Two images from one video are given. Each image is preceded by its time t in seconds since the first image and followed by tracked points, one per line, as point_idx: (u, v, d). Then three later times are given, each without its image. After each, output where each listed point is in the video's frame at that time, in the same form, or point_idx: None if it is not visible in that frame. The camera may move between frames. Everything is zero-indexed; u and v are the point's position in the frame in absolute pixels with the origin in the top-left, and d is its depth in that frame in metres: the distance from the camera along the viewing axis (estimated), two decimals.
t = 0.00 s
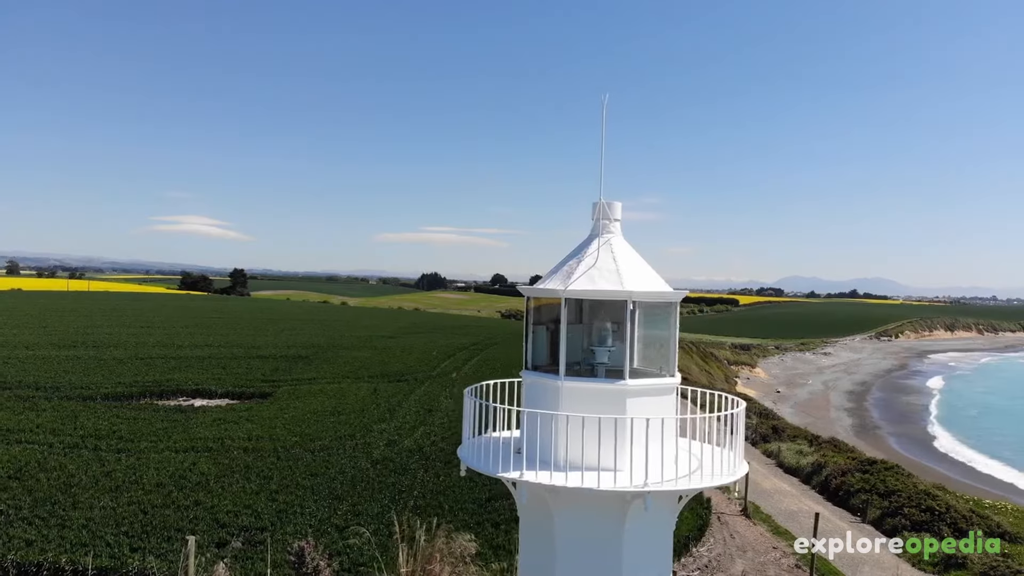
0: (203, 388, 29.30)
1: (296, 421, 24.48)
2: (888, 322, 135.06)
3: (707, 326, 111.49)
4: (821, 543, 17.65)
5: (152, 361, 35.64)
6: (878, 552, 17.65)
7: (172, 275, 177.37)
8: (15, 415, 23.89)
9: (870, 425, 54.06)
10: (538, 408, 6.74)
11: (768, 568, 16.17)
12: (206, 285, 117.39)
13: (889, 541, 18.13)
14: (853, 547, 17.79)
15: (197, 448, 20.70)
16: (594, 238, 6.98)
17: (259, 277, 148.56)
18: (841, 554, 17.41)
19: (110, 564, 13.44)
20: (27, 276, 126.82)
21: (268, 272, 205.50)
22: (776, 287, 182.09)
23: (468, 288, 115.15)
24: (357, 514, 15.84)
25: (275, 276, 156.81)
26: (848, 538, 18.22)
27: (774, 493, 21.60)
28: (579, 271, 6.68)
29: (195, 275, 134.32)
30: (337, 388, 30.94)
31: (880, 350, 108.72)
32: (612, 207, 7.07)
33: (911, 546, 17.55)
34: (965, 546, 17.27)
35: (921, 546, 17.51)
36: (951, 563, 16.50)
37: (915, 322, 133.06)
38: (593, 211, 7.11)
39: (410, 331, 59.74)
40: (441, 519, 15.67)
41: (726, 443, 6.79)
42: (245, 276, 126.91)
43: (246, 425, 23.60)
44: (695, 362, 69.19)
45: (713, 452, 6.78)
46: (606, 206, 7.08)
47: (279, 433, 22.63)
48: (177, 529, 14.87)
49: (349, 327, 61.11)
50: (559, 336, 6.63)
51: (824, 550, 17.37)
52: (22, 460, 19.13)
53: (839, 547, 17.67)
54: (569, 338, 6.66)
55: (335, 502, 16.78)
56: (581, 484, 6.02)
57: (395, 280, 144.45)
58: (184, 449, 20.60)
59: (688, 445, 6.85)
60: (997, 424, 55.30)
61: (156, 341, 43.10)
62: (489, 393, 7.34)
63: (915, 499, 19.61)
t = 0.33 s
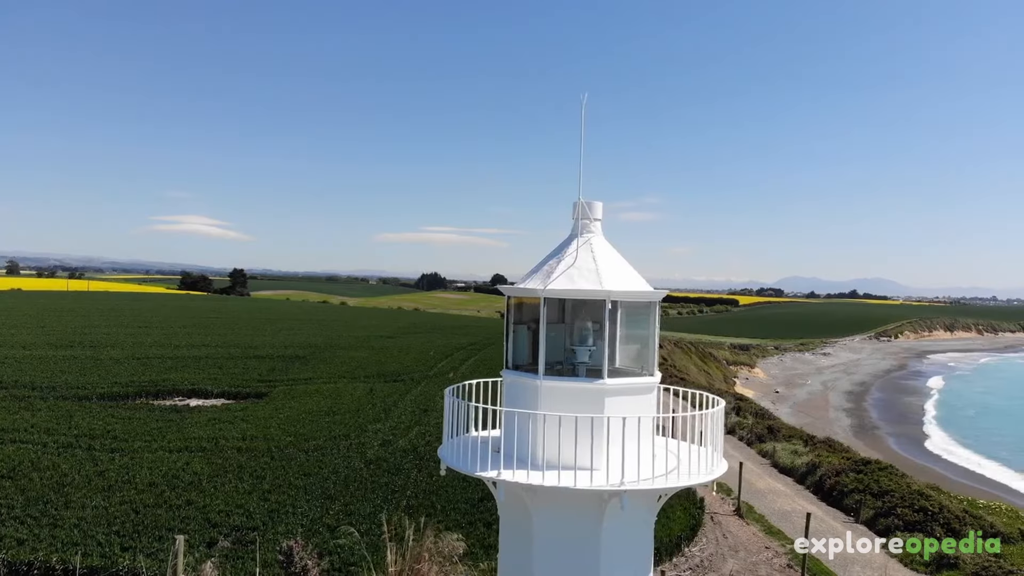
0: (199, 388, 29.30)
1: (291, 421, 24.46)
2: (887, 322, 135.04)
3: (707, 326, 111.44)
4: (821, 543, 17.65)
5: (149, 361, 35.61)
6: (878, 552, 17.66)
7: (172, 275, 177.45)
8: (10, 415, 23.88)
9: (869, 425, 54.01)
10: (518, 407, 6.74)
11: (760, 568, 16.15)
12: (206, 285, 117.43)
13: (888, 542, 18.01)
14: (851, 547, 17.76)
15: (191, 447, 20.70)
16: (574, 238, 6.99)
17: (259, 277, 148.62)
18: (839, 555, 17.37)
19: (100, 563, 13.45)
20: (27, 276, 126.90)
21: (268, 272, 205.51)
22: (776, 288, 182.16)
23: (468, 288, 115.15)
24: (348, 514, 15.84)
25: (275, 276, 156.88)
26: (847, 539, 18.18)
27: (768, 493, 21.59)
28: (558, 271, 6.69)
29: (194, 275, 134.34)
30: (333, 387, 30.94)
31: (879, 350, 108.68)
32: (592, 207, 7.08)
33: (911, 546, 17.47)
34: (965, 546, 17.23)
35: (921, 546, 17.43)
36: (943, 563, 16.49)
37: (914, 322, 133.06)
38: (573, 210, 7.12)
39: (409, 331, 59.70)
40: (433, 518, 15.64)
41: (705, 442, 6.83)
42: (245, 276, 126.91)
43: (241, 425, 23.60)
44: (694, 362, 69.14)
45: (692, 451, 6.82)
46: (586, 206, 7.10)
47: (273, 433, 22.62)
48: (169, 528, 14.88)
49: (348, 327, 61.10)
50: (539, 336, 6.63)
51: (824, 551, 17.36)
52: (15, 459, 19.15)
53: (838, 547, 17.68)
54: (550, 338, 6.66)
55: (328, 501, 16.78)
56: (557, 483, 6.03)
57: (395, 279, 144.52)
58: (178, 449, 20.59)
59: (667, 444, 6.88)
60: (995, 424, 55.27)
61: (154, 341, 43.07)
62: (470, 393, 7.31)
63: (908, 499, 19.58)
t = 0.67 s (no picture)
0: (195, 388, 29.27)
1: (285, 420, 24.45)
2: (887, 322, 135.05)
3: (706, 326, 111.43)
4: (822, 543, 17.67)
5: (146, 361, 35.57)
6: (878, 551, 17.66)
7: (172, 276, 177.34)
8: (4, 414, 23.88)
9: (867, 425, 53.98)
10: (496, 405, 6.73)
11: (751, 567, 16.11)
12: (206, 285, 117.53)
13: (888, 542, 17.88)
14: (852, 548, 17.74)
15: (184, 447, 20.72)
16: (552, 237, 6.99)
17: (259, 277, 148.52)
18: (840, 555, 17.34)
19: (89, 561, 13.46)
20: (27, 276, 126.75)
21: (268, 272, 205.51)
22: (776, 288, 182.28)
23: (468, 288, 115.10)
24: (339, 513, 15.83)
25: (276, 276, 156.54)
26: (848, 540, 18.16)
27: (762, 492, 21.59)
28: (535, 269, 6.69)
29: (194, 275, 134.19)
30: (328, 387, 30.92)
31: (878, 350, 108.62)
32: (570, 207, 7.09)
33: (911, 546, 17.42)
34: (965, 546, 17.27)
35: (921, 546, 17.40)
36: (934, 563, 16.54)
37: (914, 322, 133.09)
38: (552, 209, 7.12)
39: (408, 331, 59.70)
40: (424, 518, 15.61)
41: (684, 439, 6.86)
42: (245, 276, 126.90)
43: (235, 424, 23.59)
44: (693, 363, 69.12)
45: (670, 449, 6.86)
46: (564, 205, 7.10)
47: (267, 433, 22.61)
48: (159, 527, 14.89)
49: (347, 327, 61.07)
50: (516, 334, 6.61)
51: (825, 551, 17.36)
52: (8, 458, 19.19)
53: (838, 547, 17.67)
54: (528, 336, 6.66)
55: (319, 501, 16.78)
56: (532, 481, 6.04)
57: (395, 279, 144.56)
58: (170, 448, 20.59)
59: (645, 441, 6.91)
60: (993, 424, 55.27)
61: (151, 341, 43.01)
62: (450, 391, 7.29)
63: (901, 499, 19.58)
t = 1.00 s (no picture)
0: (191, 388, 29.26)
1: (279, 420, 24.46)
2: (887, 322, 135.01)
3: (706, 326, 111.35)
4: (823, 543, 17.64)
5: (142, 361, 35.54)
6: (879, 551, 17.55)
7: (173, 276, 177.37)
8: None
9: (865, 425, 53.93)
10: (472, 404, 6.72)
11: (741, 567, 16.11)
12: (205, 285, 117.53)
13: (889, 541, 17.79)
14: (852, 547, 17.73)
15: (177, 446, 20.75)
16: (529, 236, 6.99)
17: (258, 277, 148.44)
18: (840, 555, 17.32)
19: (78, 560, 13.47)
20: (27, 275, 126.66)
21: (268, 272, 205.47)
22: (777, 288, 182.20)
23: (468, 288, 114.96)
24: (330, 513, 15.83)
25: (277, 276, 156.56)
26: (848, 539, 18.14)
27: (755, 492, 21.60)
28: (511, 268, 6.68)
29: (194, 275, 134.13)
30: (323, 387, 30.88)
31: (878, 350, 108.52)
32: (547, 205, 7.08)
33: (912, 546, 17.35)
34: (964, 546, 17.38)
35: (922, 546, 17.33)
36: (925, 563, 16.49)
37: (914, 322, 133.01)
38: (530, 208, 7.11)
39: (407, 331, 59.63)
40: (414, 518, 15.60)
41: (662, 437, 6.87)
42: (246, 276, 126.89)
43: (229, 424, 23.60)
44: (692, 363, 69.07)
45: (648, 446, 6.85)
46: (541, 204, 7.09)
47: (261, 432, 22.61)
48: (148, 526, 14.89)
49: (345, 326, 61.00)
50: (492, 332, 6.62)
51: (825, 551, 17.30)
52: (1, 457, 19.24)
53: (838, 547, 17.68)
54: (505, 334, 6.66)
55: (310, 500, 16.77)
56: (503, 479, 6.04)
57: (395, 279, 144.54)
58: (163, 447, 20.64)
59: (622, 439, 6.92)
60: (992, 424, 55.24)
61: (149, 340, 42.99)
62: (427, 391, 7.26)
63: (892, 498, 19.57)
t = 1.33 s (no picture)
0: (185, 387, 29.31)
1: (273, 420, 24.49)
2: (886, 322, 134.95)
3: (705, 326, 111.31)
4: (822, 543, 17.69)
5: (138, 360, 35.59)
6: (879, 551, 17.42)
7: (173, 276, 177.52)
8: None
9: (863, 425, 53.92)
10: (448, 403, 6.69)
11: (731, 566, 16.12)
12: (205, 285, 117.73)
13: (889, 541, 17.71)
14: (852, 547, 17.75)
15: (170, 445, 20.79)
16: (505, 235, 6.99)
17: (258, 277, 148.58)
18: (843, 555, 17.34)
19: (66, 559, 13.48)
20: (27, 275, 126.76)
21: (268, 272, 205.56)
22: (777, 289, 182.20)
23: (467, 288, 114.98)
24: (320, 512, 15.84)
25: (277, 276, 156.78)
26: (847, 540, 18.11)
27: (747, 491, 21.64)
28: (486, 267, 6.68)
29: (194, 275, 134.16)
30: (318, 386, 30.89)
31: (877, 350, 108.46)
32: (523, 205, 7.07)
33: (912, 546, 17.26)
34: (964, 546, 17.39)
35: (922, 546, 17.26)
36: (915, 563, 16.50)
37: (913, 322, 132.96)
38: (506, 206, 7.10)
39: (405, 331, 59.66)
40: (403, 517, 15.58)
41: (639, 436, 6.92)
42: (245, 276, 126.98)
43: (222, 424, 23.62)
44: (690, 362, 69.12)
45: (623, 444, 6.88)
46: (516, 204, 7.08)
47: (254, 432, 22.64)
48: (138, 525, 14.91)
49: (344, 326, 61.04)
50: (466, 332, 6.63)
51: (825, 550, 17.35)
52: None
53: (837, 547, 17.66)
54: (480, 333, 6.67)
55: (300, 500, 16.76)
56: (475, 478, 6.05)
57: (395, 280, 144.64)
58: (156, 446, 20.67)
59: (598, 438, 6.96)
60: (989, 424, 55.21)
61: (146, 340, 43.04)
62: (402, 390, 7.21)
63: (884, 498, 19.61)
